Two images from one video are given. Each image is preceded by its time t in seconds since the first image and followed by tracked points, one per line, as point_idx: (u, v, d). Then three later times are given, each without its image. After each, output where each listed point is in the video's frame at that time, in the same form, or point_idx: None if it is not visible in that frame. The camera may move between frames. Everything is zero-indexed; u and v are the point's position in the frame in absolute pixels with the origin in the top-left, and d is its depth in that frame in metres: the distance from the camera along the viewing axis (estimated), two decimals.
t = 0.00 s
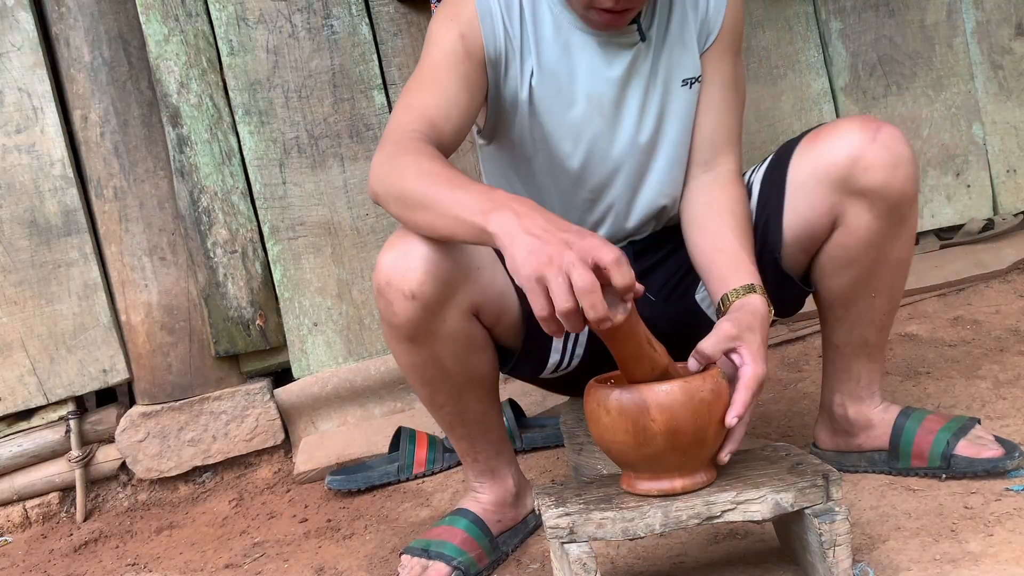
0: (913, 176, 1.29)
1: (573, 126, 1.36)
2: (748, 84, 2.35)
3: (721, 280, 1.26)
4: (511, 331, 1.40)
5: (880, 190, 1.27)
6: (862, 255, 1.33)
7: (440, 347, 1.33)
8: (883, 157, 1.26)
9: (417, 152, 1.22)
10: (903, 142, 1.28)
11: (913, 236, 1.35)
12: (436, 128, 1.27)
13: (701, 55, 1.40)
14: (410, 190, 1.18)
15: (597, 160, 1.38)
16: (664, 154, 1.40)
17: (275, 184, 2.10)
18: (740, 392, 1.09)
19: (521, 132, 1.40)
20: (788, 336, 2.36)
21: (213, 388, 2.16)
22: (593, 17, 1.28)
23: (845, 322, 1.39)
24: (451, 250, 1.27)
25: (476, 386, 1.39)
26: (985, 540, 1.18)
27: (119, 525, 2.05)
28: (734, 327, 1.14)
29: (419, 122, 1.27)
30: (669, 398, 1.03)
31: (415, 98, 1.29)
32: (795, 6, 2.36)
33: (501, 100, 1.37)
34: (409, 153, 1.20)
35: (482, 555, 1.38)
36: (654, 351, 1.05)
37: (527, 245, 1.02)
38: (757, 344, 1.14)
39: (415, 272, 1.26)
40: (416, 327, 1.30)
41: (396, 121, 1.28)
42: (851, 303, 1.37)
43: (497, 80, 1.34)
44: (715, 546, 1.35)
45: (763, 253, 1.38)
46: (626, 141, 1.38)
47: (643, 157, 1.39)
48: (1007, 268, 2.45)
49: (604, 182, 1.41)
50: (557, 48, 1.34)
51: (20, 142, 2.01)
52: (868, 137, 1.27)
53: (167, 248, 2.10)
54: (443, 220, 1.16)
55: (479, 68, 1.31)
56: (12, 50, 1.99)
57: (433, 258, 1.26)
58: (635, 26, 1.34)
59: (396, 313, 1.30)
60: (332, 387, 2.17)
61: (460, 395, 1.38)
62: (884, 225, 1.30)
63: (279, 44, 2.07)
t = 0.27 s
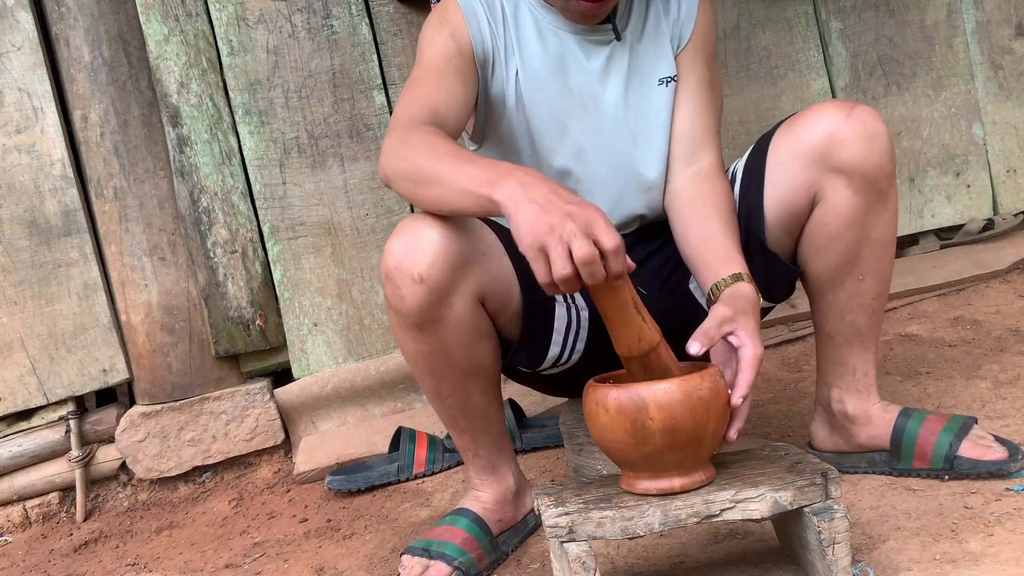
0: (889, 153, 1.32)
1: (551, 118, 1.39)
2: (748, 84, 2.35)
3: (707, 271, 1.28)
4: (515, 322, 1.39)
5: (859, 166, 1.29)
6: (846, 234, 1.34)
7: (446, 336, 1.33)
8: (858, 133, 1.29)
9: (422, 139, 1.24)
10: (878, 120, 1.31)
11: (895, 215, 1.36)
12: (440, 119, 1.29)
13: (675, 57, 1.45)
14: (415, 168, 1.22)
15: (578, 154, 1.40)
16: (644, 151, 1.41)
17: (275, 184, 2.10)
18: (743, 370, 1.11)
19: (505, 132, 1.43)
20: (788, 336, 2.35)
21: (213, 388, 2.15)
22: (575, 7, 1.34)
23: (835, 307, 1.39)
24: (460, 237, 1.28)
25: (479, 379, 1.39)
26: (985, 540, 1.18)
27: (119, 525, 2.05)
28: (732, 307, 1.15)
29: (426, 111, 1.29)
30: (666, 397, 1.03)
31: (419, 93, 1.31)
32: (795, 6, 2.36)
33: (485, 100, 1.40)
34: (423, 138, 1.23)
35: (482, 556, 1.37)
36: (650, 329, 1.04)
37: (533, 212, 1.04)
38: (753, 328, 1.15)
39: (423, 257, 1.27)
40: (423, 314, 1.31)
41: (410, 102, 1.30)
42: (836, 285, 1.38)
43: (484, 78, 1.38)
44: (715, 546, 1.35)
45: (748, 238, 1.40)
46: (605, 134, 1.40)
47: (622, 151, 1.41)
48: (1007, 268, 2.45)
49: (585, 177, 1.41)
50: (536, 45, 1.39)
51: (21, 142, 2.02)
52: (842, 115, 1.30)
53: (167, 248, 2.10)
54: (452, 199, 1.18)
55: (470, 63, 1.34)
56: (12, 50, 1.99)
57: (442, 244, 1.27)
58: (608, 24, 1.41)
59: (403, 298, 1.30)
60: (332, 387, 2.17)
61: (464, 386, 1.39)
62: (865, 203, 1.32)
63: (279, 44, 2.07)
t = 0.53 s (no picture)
0: (884, 151, 1.32)
1: (543, 111, 1.49)
2: (748, 84, 2.35)
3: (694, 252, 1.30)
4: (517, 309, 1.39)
5: (853, 164, 1.30)
6: (841, 233, 1.34)
7: (448, 317, 1.34)
8: (853, 132, 1.29)
9: (447, 134, 1.35)
10: (873, 118, 1.31)
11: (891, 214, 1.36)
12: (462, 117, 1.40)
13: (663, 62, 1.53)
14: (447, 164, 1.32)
15: (567, 145, 1.50)
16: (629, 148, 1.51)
17: (275, 184, 2.10)
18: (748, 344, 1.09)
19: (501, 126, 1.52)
20: (788, 336, 2.35)
21: (213, 388, 2.15)
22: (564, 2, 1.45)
23: (831, 306, 1.39)
24: (463, 219, 1.28)
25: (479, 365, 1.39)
26: (985, 540, 1.18)
27: (119, 525, 2.05)
28: (716, 292, 1.16)
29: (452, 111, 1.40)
30: (669, 400, 1.02)
31: (441, 95, 1.42)
32: (795, 6, 2.36)
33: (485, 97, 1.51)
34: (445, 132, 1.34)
35: (481, 557, 1.37)
36: (643, 310, 1.06)
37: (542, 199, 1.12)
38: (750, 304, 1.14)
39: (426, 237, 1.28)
40: (425, 294, 1.31)
41: (444, 102, 1.41)
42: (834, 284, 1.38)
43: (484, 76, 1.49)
44: (715, 546, 1.35)
45: (742, 233, 1.41)
46: (592, 128, 1.50)
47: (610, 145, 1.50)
48: (1007, 268, 2.45)
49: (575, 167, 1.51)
50: (531, 44, 1.50)
51: (21, 142, 2.02)
52: (837, 114, 1.30)
53: (167, 248, 2.10)
54: (480, 184, 1.26)
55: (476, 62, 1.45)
56: (12, 50, 1.99)
57: (445, 225, 1.27)
58: (597, 26, 1.52)
59: (406, 275, 1.31)
60: (332, 387, 2.17)
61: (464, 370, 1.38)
62: (861, 202, 1.33)
63: (279, 44, 2.07)
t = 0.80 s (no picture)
0: (879, 149, 1.32)
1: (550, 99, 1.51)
2: (748, 84, 2.35)
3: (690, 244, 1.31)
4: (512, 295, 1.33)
5: (848, 163, 1.30)
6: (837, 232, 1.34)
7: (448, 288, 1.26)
8: (849, 131, 1.29)
9: (465, 126, 1.36)
10: (868, 117, 1.31)
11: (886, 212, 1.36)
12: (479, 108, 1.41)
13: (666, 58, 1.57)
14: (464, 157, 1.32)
15: (575, 133, 1.52)
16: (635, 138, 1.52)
17: (275, 184, 2.10)
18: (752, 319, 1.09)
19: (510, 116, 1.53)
20: (788, 336, 2.36)
21: (213, 388, 2.15)
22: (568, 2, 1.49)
23: (828, 303, 1.39)
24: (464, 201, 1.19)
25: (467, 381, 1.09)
26: (985, 540, 1.18)
27: (119, 525, 2.05)
28: (714, 276, 1.18)
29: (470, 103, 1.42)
30: (669, 402, 1.02)
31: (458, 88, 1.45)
32: (795, 5, 2.36)
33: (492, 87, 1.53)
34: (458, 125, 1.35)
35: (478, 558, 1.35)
36: (610, 309, 1.07)
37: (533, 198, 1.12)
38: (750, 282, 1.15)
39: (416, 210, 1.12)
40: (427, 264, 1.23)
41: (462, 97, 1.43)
42: (830, 282, 1.38)
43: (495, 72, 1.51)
44: (715, 546, 1.35)
45: (736, 224, 1.42)
46: (599, 117, 1.52)
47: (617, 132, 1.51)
48: (1007, 268, 2.45)
49: (581, 155, 1.52)
50: (540, 38, 1.54)
51: (21, 143, 2.02)
52: (833, 113, 1.30)
53: (167, 248, 2.10)
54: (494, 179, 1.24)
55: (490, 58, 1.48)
56: (12, 50, 1.99)
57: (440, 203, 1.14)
58: (603, 22, 1.56)
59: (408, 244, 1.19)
60: (332, 387, 2.17)
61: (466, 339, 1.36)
62: (856, 200, 1.32)
63: (279, 44, 2.07)
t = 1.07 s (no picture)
0: (873, 141, 1.33)
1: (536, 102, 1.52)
2: (748, 84, 2.35)
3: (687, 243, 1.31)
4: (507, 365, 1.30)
5: (843, 147, 1.30)
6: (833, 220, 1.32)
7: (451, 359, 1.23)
8: (843, 116, 1.30)
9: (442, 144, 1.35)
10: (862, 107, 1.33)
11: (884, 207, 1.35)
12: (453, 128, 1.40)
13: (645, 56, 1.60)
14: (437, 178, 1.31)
15: (563, 134, 1.52)
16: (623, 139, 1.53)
17: (275, 184, 2.10)
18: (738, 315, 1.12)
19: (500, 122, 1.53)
20: (787, 336, 2.36)
21: (213, 388, 2.15)
22: None
23: (828, 292, 1.35)
24: (463, 285, 1.19)
25: (404, 484, 1.04)
26: (985, 540, 1.18)
27: (119, 525, 2.05)
28: (700, 276, 1.20)
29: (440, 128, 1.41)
30: (670, 403, 1.02)
31: (435, 108, 1.45)
32: (795, 5, 2.36)
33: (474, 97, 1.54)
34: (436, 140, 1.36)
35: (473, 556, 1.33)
36: (601, 319, 1.07)
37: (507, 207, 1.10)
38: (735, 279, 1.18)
39: (409, 292, 1.11)
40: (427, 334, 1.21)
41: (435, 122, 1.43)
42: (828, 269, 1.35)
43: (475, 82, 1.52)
44: (715, 546, 1.35)
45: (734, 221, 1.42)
46: (589, 117, 1.53)
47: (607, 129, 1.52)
48: (1007, 268, 2.45)
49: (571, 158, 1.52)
50: (519, 43, 1.55)
51: (21, 143, 2.02)
52: (826, 99, 1.32)
53: (167, 248, 2.10)
54: (469, 195, 1.23)
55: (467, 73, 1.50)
56: (12, 50, 1.99)
57: (434, 292, 1.13)
58: (580, 24, 1.58)
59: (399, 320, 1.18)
60: (332, 387, 2.17)
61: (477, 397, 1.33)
62: (852, 185, 1.31)
63: (279, 44, 2.07)
